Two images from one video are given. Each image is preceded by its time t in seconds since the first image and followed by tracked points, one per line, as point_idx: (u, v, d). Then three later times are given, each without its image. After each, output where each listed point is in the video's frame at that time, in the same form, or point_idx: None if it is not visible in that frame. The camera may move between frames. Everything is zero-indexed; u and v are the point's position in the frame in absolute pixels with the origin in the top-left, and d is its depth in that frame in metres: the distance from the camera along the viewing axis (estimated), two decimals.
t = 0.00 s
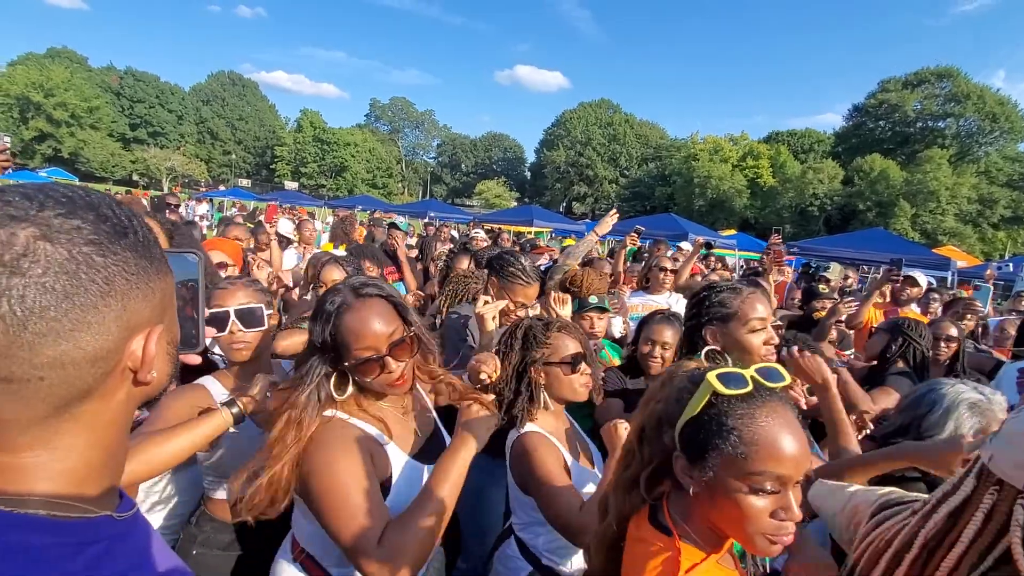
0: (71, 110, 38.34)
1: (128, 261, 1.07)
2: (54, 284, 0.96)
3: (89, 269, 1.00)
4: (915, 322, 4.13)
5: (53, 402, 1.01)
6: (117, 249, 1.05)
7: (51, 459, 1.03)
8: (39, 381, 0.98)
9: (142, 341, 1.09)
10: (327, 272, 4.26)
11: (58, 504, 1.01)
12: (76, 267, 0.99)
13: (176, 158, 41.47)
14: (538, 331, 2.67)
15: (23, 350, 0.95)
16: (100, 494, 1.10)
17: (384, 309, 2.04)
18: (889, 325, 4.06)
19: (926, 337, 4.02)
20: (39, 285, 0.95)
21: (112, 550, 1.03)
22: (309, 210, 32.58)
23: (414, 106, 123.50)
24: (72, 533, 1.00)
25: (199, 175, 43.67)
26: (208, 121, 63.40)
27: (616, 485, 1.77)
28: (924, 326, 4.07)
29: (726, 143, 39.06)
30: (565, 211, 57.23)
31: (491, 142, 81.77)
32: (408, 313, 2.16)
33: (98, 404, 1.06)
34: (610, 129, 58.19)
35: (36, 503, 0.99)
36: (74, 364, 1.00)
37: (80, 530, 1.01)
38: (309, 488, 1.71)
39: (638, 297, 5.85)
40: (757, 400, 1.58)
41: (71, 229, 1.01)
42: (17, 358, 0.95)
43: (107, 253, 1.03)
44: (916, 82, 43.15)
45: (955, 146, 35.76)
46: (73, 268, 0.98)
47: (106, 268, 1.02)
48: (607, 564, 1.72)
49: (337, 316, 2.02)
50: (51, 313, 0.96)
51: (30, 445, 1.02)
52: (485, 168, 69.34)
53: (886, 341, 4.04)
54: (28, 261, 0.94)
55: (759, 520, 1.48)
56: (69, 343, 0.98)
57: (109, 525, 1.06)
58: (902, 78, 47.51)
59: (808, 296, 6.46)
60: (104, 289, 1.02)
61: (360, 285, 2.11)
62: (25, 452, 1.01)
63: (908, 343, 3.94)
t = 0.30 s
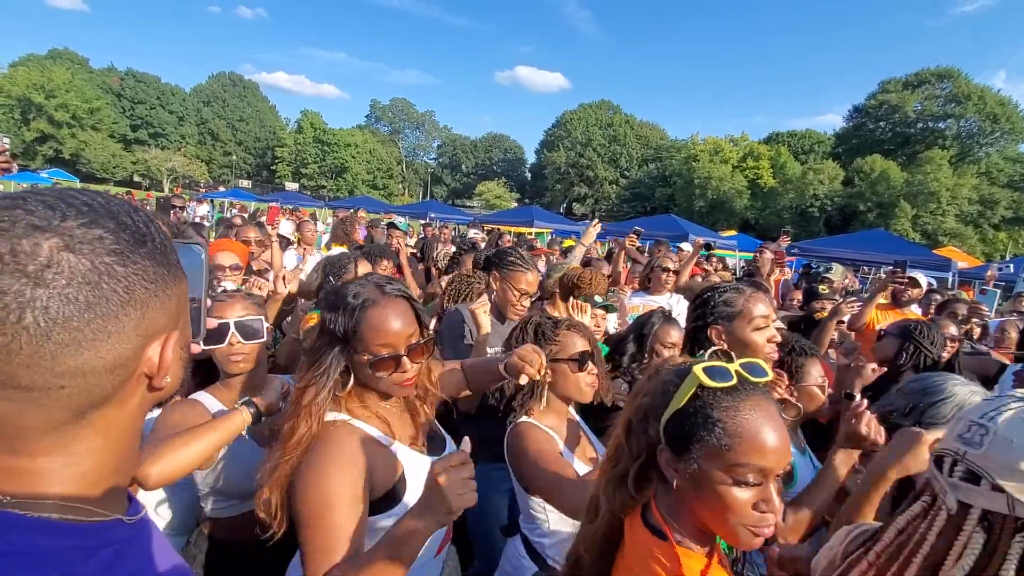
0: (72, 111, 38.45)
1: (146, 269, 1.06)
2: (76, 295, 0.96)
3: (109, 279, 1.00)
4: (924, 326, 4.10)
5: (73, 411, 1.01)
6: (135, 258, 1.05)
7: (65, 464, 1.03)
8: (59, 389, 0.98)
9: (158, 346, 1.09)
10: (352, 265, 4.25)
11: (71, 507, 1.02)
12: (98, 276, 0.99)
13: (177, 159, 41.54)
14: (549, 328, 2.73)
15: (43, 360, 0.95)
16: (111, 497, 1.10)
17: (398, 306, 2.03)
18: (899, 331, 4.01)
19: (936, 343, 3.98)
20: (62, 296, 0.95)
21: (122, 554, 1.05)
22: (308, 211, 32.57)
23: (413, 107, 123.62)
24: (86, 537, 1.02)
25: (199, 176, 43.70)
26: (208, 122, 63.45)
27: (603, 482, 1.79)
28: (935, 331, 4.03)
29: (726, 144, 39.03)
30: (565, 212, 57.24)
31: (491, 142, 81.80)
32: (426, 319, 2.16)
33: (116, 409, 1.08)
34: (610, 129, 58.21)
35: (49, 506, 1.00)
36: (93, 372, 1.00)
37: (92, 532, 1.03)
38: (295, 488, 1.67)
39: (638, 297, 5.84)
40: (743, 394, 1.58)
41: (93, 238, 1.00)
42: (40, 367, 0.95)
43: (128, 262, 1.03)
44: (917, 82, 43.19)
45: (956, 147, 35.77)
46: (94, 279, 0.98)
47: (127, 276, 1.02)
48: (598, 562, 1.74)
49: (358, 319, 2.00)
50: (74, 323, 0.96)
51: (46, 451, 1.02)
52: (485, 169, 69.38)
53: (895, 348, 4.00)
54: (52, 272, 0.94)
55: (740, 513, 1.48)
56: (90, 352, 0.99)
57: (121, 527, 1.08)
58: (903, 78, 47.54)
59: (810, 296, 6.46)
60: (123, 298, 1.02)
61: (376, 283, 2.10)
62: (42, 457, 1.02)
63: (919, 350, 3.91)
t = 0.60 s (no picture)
0: (72, 112, 38.49)
1: (167, 278, 1.08)
2: (104, 308, 0.98)
3: (134, 291, 1.01)
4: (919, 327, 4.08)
5: (90, 416, 1.03)
6: (156, 269, 1.06)
7: (74, 467, 1.05)
8: (82, 397, 1.00)
9: (174, 352, 1.12)
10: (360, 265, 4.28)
11: (80, 509, 1.04)
12: (123, 290, 1.00)
13: (177, 160, 41.60)
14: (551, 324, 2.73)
15: (65, 368, 0.96)
16: (114, 498, 1.11)
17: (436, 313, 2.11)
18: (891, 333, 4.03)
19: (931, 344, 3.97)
20: (89, 310, 0.96)
21: (128, 556, 1.06)
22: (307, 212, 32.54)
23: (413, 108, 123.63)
24: (94, 538, 1.03)
25: (199, 177, 43.65)
26: (208, 123, 63.44)
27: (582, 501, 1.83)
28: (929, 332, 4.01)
29: (725, 145, 38.98)
30: (564, 212, 57.24)
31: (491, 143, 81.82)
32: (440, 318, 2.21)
33: (130, 413, 1.10)
34: (610, 130, 58.22)
35: (57, 508, 1.01)
36: (114, 382, 1.02)
37: (99, 536, 1.04)
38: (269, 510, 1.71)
39: (638, 298, 5.85)
40: (722, 401, 1.76)
41: (120, 251, 1.01)
42: (65, 378, 0.97)
43: (151, 273, 1.04)
44: (916, 83, 43.22)
45: (955, 148, 35.78)
46: (120, 291, 0.99)
47: (148, 287, 1.03)
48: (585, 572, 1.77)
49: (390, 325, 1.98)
50: (99, 334, 0.98)
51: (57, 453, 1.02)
52: (484, 169, 69.41)
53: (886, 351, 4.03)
54: (81, 287, 0.95)
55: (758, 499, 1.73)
56: (114, 361, 1.01)
57: (124, 529, 1.09)
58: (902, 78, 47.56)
59: (810, 297, 6.46)
60: (146, 309, 1.03)
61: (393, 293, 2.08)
62: (52, 461, 1.02)
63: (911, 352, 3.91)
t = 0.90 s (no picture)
0: (72, 111, 38.46)
1: (197, 288, 1.09)
2: (137, 317, 0.99)
3: (165, 301, 1.02)
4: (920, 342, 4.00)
5: (113, 418, 1.04)
6: (187, 280, 1.06)
7: (92, 467, 1.05)
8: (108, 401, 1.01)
9: (195, 357, 1.15)
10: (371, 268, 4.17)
11: (93, 507, 1.04)
12: (155, 299, 1.01)
13: (176, 159, 41.55)
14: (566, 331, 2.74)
15: (94, 374, 0.97)
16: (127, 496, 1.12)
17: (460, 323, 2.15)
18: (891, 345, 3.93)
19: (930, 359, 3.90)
20: (123, 320, 0.97)
21: (138, 555, 1.08)
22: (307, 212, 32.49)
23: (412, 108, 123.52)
24: (102, 537, 1.03)
25: (198, 176, 43.55)
26: (207, 122, 63.35)
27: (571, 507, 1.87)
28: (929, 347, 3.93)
29: (725, 146, 38.98)
30: (563, 212, 57.24)
31: (490, 143, 81.77)
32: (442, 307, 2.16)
33: (151, 415, 1.11)
34: (610, 130, 58.26)
35: (73, 506, 1.02)
36: (140, 388, 1.03)
37: (113, 534, 1.06)
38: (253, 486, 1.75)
39: (637, 299, 5.87)
40: (711, 418, 1.71)
41: (154, 261, 1.01)
42: (98, 383, 0.98)
43: (180, 283, 1.05)
44: (915, 85, 43.32)
45: (954, 149, 35.85)
46: (152, 301, 1.01)
47: (178, 297, 1.04)
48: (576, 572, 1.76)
49: (399, 332, 2.00)
50: (130, 342, 0.99)
51: (77, 454, 1.03)
52: (484, 170, 69.42)
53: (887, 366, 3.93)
54: (117, 296, 0.96)
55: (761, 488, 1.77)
56: (143, 367, 1.02)
57: (136, 528, 1.10)
58: (901, 79, 47.66)
59: (809, 298, 6.47)
60: (174, 317, 1.04)
61: (405, 294, 2.10)
62: (70, 461, 1.03)
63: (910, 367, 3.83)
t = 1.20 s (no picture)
0: (70, 110, 38.37)
1: (192, 285, 1.08)
2: (126, 314, 0.98)
3: (156, 297, 1.01)
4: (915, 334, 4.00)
5: (107, 417, 1.03)
6: (179, 277, 1.05)
7: (88, 465, 1.05)
8: (100, 400, 1.00)
9: (191, 356, 1.13)
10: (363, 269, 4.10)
11: (89, 505, 1.03)
12: (146, 296, 1.00)
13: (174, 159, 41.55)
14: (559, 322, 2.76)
15: (86, 373, 0.97)
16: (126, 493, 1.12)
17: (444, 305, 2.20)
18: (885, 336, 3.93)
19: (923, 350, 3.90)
20: (112, 316, 0.96)
21: (132, 555, 1.06)
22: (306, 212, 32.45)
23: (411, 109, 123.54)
24: (103, 535, 1.03)
25: (197, 176, 43.48)
26: (206, 121, 63.26)
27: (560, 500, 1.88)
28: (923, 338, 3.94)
29: (724, 147, 38.97)
30: (562, 213, 57.29)
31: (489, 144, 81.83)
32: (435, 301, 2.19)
33: (147, 414, 1.11)
34: (608, 131, 58.32)
35: (68, 502, 1.01)
36: (131, 386, 1.03)
37: (108, 531, 1.04)
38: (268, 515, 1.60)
39: (635, 298, 5.87)
40: (679, 398, 1.73)
41: (147, 258, 1.01)
42: (87, 381, 0.97)
43: (173, 280, 1.04)
44: (913, 86, 43.44)
45: (951, 151, 35.94)
46: (144, 297, 1.00)
47: (171, 294, 1.03)
48: None
49: (387, 331, 2.00)
50: (121, 340, 0.98)
51: (73, 452, 1.03)
52: (482, 170, 69.45)
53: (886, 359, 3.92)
54: (105, 293, 0.95)
55: (751, 474, 1.74)
56: (133, 366, 1.01)
57: (133, 528, 1.09)
58: (899, 81, 47.80)
59: (807, 299, 6.47)
60: (166, 315, 1.03)
61: (388, 291, 2.10)
62: (68, 458, 1.03)
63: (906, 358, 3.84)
